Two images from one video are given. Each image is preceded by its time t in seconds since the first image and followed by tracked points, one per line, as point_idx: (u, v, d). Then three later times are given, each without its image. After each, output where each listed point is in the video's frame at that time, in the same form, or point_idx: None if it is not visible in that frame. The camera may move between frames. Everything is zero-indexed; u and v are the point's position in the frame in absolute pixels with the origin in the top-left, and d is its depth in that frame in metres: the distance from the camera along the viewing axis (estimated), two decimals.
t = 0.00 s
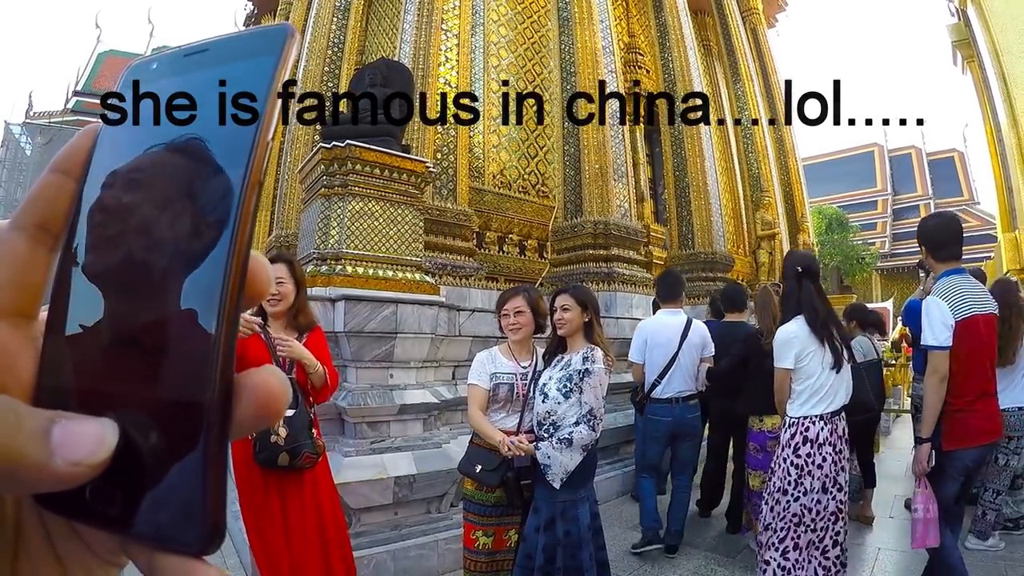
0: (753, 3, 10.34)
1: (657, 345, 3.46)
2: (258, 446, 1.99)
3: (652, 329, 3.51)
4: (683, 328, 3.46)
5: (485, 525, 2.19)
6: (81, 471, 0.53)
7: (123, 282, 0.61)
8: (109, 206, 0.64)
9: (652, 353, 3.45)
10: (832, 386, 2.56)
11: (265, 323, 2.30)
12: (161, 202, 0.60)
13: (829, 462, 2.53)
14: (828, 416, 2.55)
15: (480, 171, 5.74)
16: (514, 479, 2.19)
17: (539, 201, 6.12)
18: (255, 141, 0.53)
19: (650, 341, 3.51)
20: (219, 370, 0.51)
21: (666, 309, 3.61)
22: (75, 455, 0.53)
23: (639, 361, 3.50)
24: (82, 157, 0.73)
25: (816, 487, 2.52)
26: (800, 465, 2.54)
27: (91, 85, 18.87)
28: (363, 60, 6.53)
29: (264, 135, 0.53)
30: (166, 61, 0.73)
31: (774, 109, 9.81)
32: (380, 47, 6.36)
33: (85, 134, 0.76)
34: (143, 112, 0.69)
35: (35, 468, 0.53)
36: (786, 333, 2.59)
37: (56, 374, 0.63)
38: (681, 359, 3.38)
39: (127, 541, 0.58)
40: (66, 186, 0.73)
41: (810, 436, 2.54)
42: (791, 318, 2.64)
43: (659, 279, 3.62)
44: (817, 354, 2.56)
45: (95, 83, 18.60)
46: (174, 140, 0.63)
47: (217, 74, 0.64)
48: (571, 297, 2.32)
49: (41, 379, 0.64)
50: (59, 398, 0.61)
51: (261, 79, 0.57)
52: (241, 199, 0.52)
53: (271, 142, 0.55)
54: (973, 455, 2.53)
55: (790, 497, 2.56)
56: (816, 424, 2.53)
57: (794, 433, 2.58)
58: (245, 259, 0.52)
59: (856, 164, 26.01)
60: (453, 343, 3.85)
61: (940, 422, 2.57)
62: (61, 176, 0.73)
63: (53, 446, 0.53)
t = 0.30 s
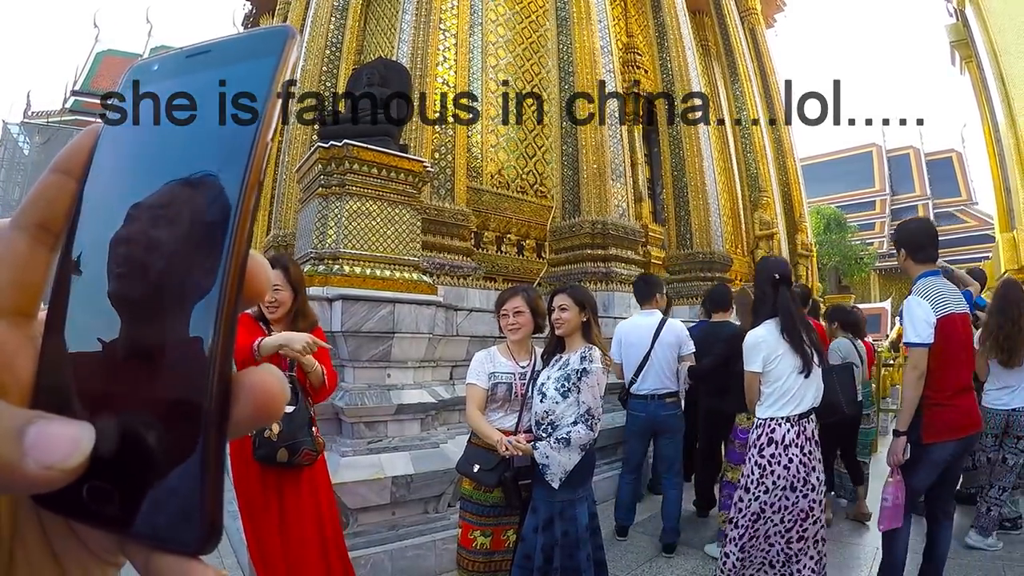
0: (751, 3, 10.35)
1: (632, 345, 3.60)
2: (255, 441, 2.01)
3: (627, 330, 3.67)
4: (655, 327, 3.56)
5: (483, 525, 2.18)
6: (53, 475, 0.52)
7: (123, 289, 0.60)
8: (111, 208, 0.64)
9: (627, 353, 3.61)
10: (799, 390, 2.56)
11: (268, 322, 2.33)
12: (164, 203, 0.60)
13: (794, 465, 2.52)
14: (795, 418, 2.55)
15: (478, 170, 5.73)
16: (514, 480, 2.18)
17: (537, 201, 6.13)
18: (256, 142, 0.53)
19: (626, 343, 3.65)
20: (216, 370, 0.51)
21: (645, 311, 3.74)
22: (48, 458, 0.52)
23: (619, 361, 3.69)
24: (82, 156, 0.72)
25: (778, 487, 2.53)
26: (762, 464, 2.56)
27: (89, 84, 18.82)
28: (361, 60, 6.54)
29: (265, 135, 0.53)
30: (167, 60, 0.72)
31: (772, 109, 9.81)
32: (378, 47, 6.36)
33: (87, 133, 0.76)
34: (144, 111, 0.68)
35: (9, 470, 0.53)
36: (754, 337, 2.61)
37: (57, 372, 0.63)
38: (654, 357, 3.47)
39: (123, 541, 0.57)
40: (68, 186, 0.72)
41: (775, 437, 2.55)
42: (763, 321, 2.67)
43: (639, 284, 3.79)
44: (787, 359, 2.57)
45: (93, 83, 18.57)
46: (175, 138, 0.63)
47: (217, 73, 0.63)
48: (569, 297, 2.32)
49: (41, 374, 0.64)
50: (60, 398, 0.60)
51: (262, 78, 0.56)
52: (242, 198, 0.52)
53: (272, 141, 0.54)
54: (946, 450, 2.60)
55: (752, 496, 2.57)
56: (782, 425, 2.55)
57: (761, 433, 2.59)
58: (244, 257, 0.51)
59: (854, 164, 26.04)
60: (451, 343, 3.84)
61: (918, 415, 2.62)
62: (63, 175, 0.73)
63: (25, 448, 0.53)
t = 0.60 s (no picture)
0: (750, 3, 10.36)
1: (615, 344, 3.78)
2: (259, 444, 1.98)
3: (610, 331, 3.84)
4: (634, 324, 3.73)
5: (482, 525, 2.18)
6: (53, 468, 0.52)
7: (124, 294, 0.59)
8: (109, 202, 0.63)
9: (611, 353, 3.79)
10: (765, 390, 2.55)
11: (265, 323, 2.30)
12: (169, 216, 0.59)
13: (755, 463, 2.50)
14: (760, 418, 2.54)
15: (477, 170, 5.73)
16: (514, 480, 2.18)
17: (536, 201, 6.13)
18: (252, 135, 0.53)
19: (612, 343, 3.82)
20: (212, 369, 0.51)
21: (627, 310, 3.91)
22: (47, 452, 0.52)
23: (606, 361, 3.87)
24: (77, 150, 0.73)
25: (738, 483, 2.52)
26: (723, 461, 2.55)
27: (87, 84, 18.80)
28: (360, 60, 6.53)
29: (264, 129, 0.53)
30: (163, 54, 0.72)
31: (771, 110, 9.82)
32: (377, 46, 6.36)
33: (83, 125, 0.76)
34: (141, 105, 0.68)
35: (7, 463, 0.52)
36: (724, 336, 2.60)
37: (53, 368, 0.62)
38: (635, 354, 3.64)
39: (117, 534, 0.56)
40: (63, 180, 0.72)
41: (738, 435, 2.54)
42: (733, 322, 2.66)
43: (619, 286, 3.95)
44: (755, 359, 2.56)
45: (91, 83, 18.53)
46: (173, 130, 0.63)
47: (214, 67, 0.64)
48: (569, 298, 2.32)
49: (35, 367, 0.64)
50: (59, 394, 0.60)
51: (258, 73, 0.57)
52: (238, 191, 0.52)
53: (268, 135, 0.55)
54: (911, 447, 2.60)
55: (715, 493, 2.57)
56: (746, 424, 2.53)
57: (724, 430, 2.59)
58: (240, 250, 0.51)
59: (853, 164, 26.06)
60: (450, 343, 3.84)
61: (881, 413, 2.65)
62: (57, 168, 0.72)
63: (23, 441, 0.53)
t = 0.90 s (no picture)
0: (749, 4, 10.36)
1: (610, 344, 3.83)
2: (249, 444, 1.99)
3: (608, 331, 3.90)
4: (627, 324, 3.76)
5: (480, 525, 2.18)
6: (34, 460, 0.52)
7: (122, 292, 0.59)
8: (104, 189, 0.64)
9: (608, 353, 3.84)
10: (746, 392, 2.57)
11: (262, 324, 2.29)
12: (164, 214, 0.58)
13: (743, 461, 2.52)
14: (745, 416, 2.55)
15: (475, 170, 5.73)
16: (510, 484, 2.17)
17: (535, 201, 6.13)
18: (243, 111, 0.53)
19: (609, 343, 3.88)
20: (197, 362, 0.51)
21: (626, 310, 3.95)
22: (28, 443, 0.52)
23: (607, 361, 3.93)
24: (67, 136, 0.73)
25: (725, 481, 2.52)
26: (710, 460, 2.54)
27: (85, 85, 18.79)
28: (359, 60, 6.54)
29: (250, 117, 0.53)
30: (154, 37, 0.71)
31: (770, 110, 9.82)
32: (376, 46, 6.37)
33: (77, 109, 0.76)
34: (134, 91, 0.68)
35: None
36: (704, 338, 2.60)
37: (40, 361, 0.61)
38: (626, 354, 3.67)
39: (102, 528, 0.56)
40: (52, 165, 0.72)
41: (724, 434, 2.53)
42: (713, 324, 2.64)
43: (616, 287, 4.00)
44: (735, 361, 2.57)
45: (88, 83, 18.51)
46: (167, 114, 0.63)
47: (205, 47, 0.63)
48: (568, 298, 2.32)
49: (22, 361, 0.63)
50: (46, 384, 0.59)
51: (245, 60, 0.57)
52: (228, 170, 0.52)
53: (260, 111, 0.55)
54: (881, 441, 2.65)
55: (703, 491, 2.56)
56: (731, 424, 2.53)
57: (710, 431, 2.57)
58: (229, 237, 0.52)
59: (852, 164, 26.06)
60: (448, 343, 3.84)
61: (851, 406, 2.74)
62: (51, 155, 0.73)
63: (5, 432, 0.53)
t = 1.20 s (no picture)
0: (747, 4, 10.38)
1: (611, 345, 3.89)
2: (245, 445, 1.98)
3: (609, 332, 3.97)
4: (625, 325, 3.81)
5: (478, 525, 2.18)
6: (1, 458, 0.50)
7: (102, 290, 0.55)
8: (81, 183, 0.63)
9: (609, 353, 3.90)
10: (739, 390, 2.55)
11: (257, 325, 2.30)
12: (143, 209, 0.55)
13: (736, 459, 2.52)
14: (738, 415, 2.54)
15: (474, 170, 5.75)
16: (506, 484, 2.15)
17: (534, 201, 6.13)
18: (217, 102, 0.52)
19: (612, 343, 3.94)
20: (166, 359, 0.49)
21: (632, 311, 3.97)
22: None
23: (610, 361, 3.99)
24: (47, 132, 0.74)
25: (720, 478, 2.52)
26: (705, 457, 2.54)
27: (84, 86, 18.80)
28: (358, 60, 6.54)
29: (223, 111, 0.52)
30: (135, 27, 0.70)
31: (768, 110, 9.82)
32: (375, 46, 6.37)
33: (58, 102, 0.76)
34: (113, 83, 0.67)
35: None
36: (698, 336, 2.62)
37: (17, 360, 0.60)
38: (622, 355, 3.71)
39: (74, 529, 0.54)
40: (29, 158, 0.74)
41: (717, 432, 2.54)
42: (709, 321, 2.65)
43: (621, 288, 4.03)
44: (728, 359, 2.57)
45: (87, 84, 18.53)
46: (145, 108, 0.62)
47: (183, 37, 0.62)
48: (565, 298, 2.32)
49: None
50: (21, 382, 0.58)
51: (221, 52, 0.56)
52: (201, 164, 0.50)
53: (236, 104, 0.55)
54: (866, 436, 2.69)
55: (700, 488, 2.57)
56: (722, 421, 2.53)
57: (703, 428, 2.58)
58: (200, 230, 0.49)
59: (851, 164, 26.06)
60: (446, 343, 3.84)
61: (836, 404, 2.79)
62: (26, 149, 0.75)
63: None
